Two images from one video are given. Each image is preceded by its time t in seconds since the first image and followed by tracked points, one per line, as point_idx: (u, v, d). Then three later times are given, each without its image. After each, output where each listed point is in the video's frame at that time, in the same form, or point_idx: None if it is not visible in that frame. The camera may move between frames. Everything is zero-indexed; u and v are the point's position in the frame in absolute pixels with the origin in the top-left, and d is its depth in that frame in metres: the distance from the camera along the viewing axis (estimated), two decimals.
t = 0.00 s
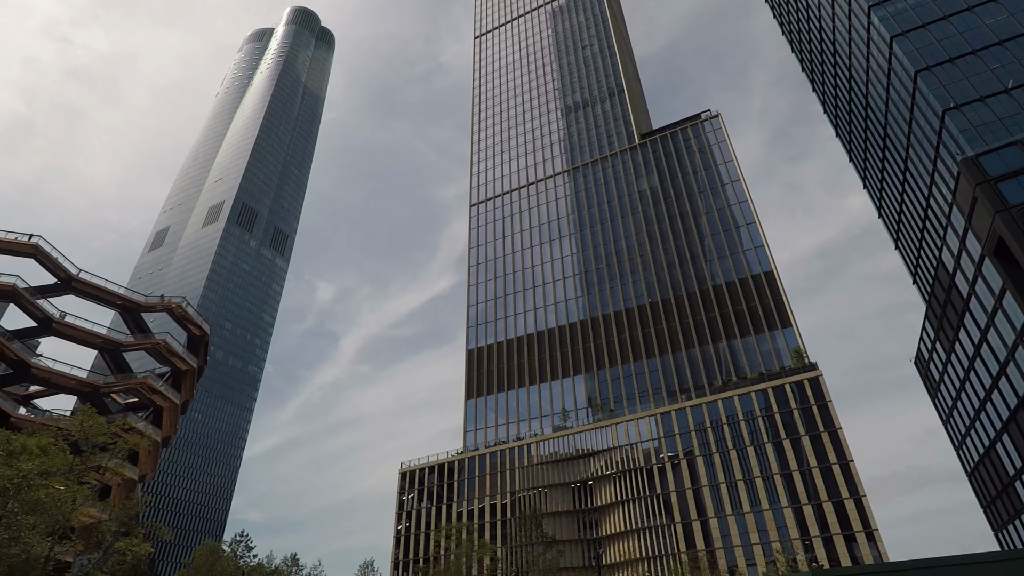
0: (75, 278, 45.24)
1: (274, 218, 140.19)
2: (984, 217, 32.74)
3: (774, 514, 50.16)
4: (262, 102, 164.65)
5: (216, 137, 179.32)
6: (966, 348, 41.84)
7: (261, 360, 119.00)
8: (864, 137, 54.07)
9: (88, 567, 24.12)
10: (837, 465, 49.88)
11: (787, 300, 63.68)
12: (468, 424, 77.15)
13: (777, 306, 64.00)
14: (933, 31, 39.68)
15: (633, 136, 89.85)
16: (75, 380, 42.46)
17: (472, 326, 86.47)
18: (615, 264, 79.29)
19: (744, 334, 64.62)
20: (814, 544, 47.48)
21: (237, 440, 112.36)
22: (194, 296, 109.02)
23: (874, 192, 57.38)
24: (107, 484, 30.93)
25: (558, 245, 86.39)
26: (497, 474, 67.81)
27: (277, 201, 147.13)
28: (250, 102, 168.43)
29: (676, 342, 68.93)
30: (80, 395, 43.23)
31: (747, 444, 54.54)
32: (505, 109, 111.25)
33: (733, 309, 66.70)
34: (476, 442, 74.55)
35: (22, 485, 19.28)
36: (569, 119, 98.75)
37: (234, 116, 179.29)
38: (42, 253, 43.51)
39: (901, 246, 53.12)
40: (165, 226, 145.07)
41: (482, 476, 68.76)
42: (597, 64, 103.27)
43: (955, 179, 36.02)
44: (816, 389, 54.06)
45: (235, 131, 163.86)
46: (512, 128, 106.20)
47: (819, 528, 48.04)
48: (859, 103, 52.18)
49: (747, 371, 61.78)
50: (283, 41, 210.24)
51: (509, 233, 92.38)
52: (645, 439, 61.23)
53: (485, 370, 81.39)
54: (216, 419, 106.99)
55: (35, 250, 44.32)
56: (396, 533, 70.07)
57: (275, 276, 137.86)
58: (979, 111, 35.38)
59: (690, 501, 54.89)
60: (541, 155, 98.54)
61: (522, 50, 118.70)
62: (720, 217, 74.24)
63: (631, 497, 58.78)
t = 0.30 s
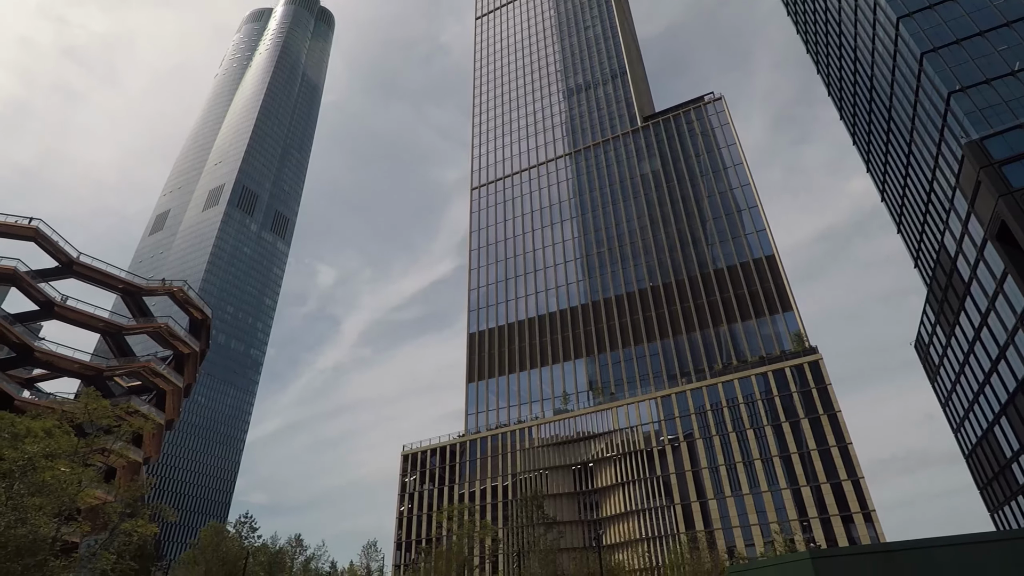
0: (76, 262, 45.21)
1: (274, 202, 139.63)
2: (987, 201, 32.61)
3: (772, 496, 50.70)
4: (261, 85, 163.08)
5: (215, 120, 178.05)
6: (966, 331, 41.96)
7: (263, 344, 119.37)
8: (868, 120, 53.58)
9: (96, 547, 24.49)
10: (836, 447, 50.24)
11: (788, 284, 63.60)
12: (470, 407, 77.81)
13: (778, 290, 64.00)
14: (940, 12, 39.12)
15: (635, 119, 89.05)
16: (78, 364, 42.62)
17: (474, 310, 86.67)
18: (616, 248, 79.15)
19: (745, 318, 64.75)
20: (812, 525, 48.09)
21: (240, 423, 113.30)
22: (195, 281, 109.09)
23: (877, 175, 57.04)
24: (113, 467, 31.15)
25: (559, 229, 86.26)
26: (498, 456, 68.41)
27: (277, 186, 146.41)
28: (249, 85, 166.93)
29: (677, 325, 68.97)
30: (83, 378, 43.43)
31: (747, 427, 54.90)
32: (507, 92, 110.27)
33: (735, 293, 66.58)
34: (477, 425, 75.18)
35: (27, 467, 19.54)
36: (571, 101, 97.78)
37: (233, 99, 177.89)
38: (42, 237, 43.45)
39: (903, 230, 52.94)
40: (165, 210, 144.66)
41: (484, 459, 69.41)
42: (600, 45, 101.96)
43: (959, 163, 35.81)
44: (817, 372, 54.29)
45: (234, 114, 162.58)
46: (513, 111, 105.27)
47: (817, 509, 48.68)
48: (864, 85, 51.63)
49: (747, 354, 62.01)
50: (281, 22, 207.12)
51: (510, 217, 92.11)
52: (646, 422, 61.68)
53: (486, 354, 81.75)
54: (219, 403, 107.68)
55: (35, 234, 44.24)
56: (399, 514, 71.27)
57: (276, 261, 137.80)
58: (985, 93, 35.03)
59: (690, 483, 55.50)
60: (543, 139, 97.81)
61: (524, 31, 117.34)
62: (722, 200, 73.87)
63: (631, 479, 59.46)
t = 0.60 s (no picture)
0: (76, 245, 45.15)
1: (273, 186, 138.97)
2: (990, 186, 32.37)
3: (770, 479, 51.21)
4: (259, 67, 161.24)
5: (213, 103, 176.45)
6: (966, 316, 42.06)
7: (264, 328, 119.62)
8: (872, 103, 53.07)
9: (102, 527, 24.83)
10: (833, 431, 50.62)
11: (788, 269, 63.53)
12: (470, 391, 78.28)
13: (778, 274, 63.93)
14: None
15: (637, 102, 88.22)
16: (80, 346, 42.76)
17: (474, 295, 86.70)
18: (617, 232, 78.93)
19: (744, 303, 64.81)
20: (809, 508, 48.66)
21: (241, 406, 114.08)
22: (195, 265, 109.04)
23: (880, 159, 56.64)
24: (115, 448, 31.34)
25: (560, 213, 86.00)
26: (498, 440, 68.92)
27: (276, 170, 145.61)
28: (248, 67, 165.21)
29: (677, 310, 68.97)
30: (85, 360, 43.61)
31: (745, 411, 55.24)
32: (508, 74, 109.07)
33: (735, 278, 66.44)
34: (477, 408, 75.72)
35: (32, 447, 19.71)
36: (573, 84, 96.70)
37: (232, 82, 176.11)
38: (41, 220, 43.31)
39: (905, 214, 52.74)
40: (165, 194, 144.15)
41: (484, 442, 70.00)
42: (602, 27, 100.59)
43: (963, 148, 35.52)
44: (816, 356, 54.52)
45: (232, 97, 161.05)
46: (514, 93, 104.22)
47: (813, 492, 49.22)
48: (868, 68, 51.03)
49: (746, 339, 62.23)
50: (279, 3, 203.81)
51: (511, 202, 91.73)
52: (645, 406, 62.06)
53: (486, 338, 82.01)
54: (221, 386, 108.26)
55: (34, 216, 44.12)
56: (400, 496, 72.45)
57: (277, 245, 137.70)
58: (991, 77, 34.60)
59: (688, 466, 56.04)
60: (544, 122, 96.95)
61: (525, 12, 115.70)
62: (724, 184, 73.49)
63: (630, 462, 60.03)
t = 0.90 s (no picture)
0: (75, 230, 45.06)
1: (272, 169, 138.14)
2: (994, 168, 32.13)
3: (768, 460, 51.79)
4: (257, 48, 159.11)
5: (210, 84, 174.53)
6: (966, 299, 42.12)
7: (265, 312, 119.89)
8: (876, 84, 52.44)
9: (109, 509, 25.08)
10: (831, 413, 51.03)
11: (789, 252, 63.39)
12: (471, 373, 78.77)
13: (779, 257, 63.83)
14: None
15: (639, 84, 87.27)
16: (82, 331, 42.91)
17: (475, 278, 86.65)
18: (618, 215, 78.63)
19: (745, 286, 64.80)
20: (806, 489, 49.25)
21: (244, 388, 114.86)
22: (195, 249, 108.96)
23: (883, 141, 56.16)
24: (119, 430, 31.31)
25: (560, 196, 85.55)
26: (499, 422, 69.52)
27: (275, 153, 144.67)
28: (245, 48, 163.13)
29: (677, 293, 68.98)
30: (87, 345, 43.82)
31: (744, 393, 55.64)
32: (508, 54, 107.62)
33: (736, 262, 66.33)
34: (478, 391, 76.24)
35: (37, 431, 19.89)
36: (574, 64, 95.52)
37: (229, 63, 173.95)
38: (40, 204, 43.18)
39: (907, 197, 52.43)
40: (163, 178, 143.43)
41: (485, 424, 70.64)
42: (603, 6, 99.00)
43: (967, 130, 35.20)
44: (815, 339, 54.66)
45: (229, 78, 159.28)
46: (515, 74, 102.99)
47: (811, 473, 49.77)
48: (873, 48, 50.29)
49: (747, 322, 62.43)
50: None
51: (511, 184, 91.19)
52: (644, 388, 62.49)
53: (487, 321, 82.20)
54: (223, 370, 108.90)
55: (33, 201, 43.98)
56: (402, 477, 73.62)
57: (276, 229, 137.31)
58: (997, 58, 34.13)
59: (687, 447, 56.61)
60: (544, 103, 95.96)
61: None
62: (725, 167, 73.01)
63: (630, 444, 60.66)
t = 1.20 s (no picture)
0: (74, 214, 44.92)
1: (271, 151, 137.19)
2: (997, 149, 31.88)
3: (766, 441, 52.29)
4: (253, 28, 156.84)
5: (206, 65, 172.44)
6: (967, 281, 42.12)
7: (266, 295, 120.07)
8: (880, 64, 51.78)
9: (115, 491, 25.39)
10: (830, 394, 51.34)
11: (790, 234, 63.22)
12: (471, 356, 79.06)
13: (781, 239, 63.67)
14: None
15: (640, 64, 86.26)
16: (84, 316, 43.02)
17: (475, 261, 86.52)
18: (618, 197, 78.29)
19: (746, 268, 64.72)
20: (804, 469, 49.78)
21: (246, 372, 115.45)
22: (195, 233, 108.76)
23: (886, 122, 55.64)
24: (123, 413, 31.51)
25: (561, 178, 85.05)
26: (500, 404, 69.96)
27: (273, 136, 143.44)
28: (241, 29, 160.92)
29: (676, 275, 68.94)
30: (89, 329, 43.96)
31: (744, 375, 55.97)
32: (508, 33, 106.12)
33: (736, 244, 66.21)
34: (478, 373, 76.63)
35: (42, 415, 20.07)
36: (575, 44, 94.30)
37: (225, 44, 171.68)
38: (38, 188, 42.98)
39: (910, 178, 52.08)
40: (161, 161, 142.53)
41: (486, 406, 71.14)
42: None
43: (972, 110, 34.85)
44: (815, 321, 54.73)
45: (226, 59, 157.36)
46: (515, 54, 101.70)
47: (809, 454, 50.29)
48: (878, 27, 49.55)
49: (747, 304, 62.55)
50: None
51: (511, 166, 90.61)
52: (644, 370, 62.81)
53: (488, 304, 82.25)
54: (225, 353, 109.35)
55: (31, 184, 43.77)
56: (404, 458, 74.52)
57: (276, 212, 136.75)
58: (1004, 36, 33.61)
59: (686, 428, 57.15)
60: (545, 84, 94.91)
61: None
62: (727, 148, 72.52)
63: (629, 426, 61.20)
